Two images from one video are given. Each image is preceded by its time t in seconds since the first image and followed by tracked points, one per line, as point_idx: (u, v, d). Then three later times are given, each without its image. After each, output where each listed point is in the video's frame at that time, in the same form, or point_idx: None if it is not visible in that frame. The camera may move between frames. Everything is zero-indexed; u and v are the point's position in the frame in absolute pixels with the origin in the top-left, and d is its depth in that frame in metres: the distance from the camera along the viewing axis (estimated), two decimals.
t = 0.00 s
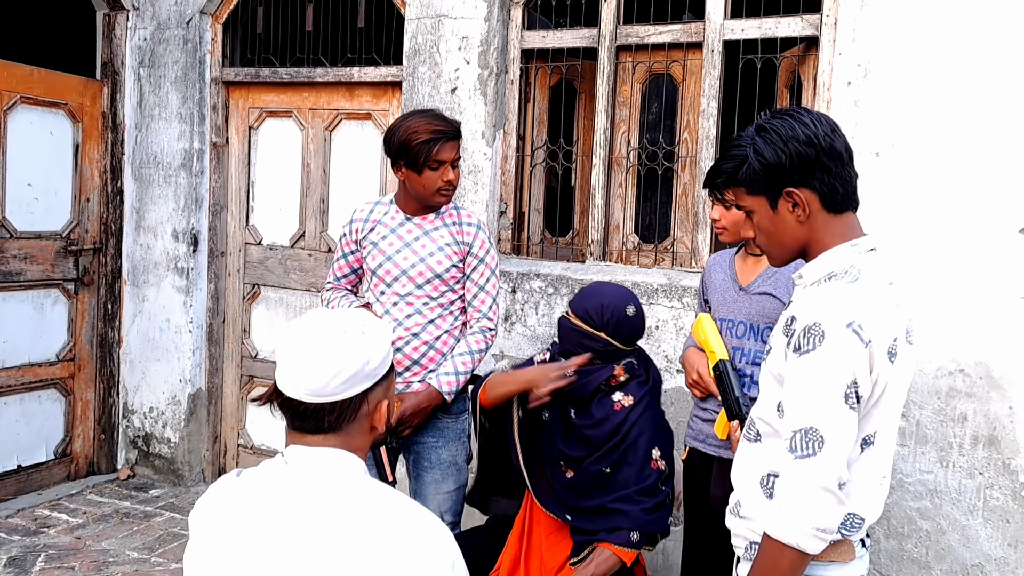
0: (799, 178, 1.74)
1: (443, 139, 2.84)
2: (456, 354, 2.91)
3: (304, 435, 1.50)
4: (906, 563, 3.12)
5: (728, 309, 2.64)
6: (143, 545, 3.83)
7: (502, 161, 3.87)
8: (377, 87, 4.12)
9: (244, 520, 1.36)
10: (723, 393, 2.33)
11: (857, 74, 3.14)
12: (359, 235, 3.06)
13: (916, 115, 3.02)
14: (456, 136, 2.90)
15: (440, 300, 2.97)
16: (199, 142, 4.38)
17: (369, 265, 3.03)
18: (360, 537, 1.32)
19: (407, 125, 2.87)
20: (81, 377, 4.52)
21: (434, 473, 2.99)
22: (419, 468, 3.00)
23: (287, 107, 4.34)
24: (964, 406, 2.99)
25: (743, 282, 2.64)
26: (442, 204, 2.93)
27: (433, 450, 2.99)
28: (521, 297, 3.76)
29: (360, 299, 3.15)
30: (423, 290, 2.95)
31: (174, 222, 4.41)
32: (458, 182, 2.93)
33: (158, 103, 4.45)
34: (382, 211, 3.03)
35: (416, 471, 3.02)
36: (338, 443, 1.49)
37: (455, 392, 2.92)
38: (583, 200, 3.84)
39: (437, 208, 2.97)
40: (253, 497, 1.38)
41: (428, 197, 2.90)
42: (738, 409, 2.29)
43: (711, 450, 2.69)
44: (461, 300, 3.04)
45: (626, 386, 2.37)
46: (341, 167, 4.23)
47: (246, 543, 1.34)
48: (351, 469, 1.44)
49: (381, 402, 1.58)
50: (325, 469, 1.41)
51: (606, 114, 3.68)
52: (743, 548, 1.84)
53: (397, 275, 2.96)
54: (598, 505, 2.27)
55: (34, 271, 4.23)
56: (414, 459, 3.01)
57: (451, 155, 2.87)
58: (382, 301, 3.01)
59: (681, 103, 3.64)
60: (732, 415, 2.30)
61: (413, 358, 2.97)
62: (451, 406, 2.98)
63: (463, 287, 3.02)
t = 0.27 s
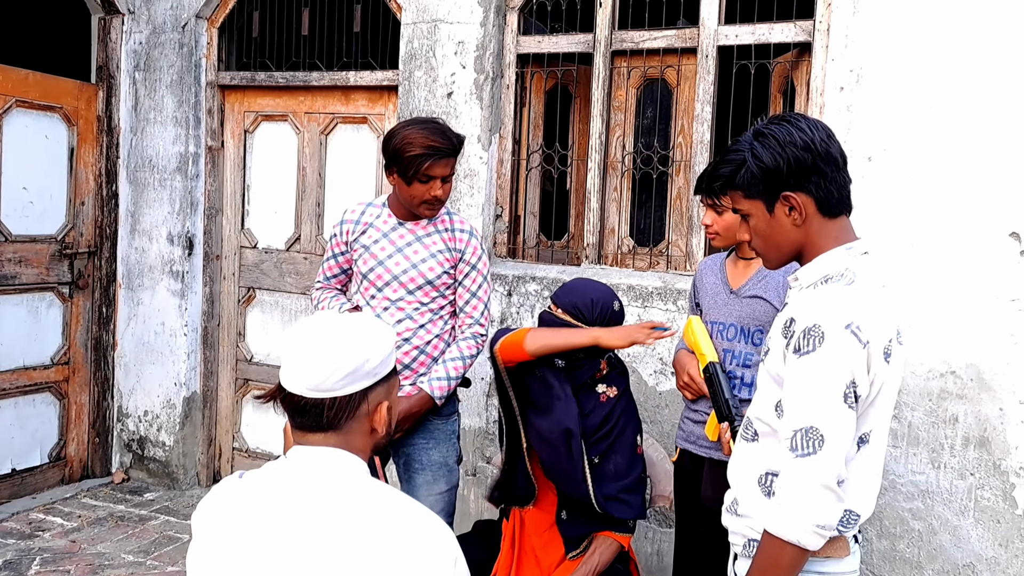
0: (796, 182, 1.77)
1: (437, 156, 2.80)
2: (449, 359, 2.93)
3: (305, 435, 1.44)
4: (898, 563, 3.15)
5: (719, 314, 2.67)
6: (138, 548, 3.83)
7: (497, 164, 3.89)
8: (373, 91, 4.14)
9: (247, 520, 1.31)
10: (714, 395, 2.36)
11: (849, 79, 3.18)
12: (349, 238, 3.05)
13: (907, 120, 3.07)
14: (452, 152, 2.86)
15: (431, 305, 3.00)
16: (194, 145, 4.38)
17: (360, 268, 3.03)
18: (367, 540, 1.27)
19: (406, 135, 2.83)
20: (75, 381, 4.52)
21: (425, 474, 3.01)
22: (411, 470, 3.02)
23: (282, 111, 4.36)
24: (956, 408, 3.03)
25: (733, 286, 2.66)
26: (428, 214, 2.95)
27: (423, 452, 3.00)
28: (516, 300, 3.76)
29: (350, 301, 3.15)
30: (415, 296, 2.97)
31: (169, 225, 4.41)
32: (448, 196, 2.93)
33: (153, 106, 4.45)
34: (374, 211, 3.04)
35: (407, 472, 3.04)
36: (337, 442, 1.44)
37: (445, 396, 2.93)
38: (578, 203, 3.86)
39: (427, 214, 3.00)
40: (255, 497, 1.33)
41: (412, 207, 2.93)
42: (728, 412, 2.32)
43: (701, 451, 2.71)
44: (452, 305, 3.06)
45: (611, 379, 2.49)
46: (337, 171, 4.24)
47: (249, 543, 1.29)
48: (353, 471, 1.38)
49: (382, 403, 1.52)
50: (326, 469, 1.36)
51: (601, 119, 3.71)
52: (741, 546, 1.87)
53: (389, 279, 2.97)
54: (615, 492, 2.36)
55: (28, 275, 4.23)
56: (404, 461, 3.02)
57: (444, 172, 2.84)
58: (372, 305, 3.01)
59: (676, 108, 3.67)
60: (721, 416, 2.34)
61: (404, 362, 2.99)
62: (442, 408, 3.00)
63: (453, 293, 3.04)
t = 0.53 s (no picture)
0: (796, 185, 1.79)
1: (410, 161, 2.80)
2: (424, 359, 2.94)
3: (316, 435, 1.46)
4: (897, 563, 3.17)
5: (717, 316, 2.69)
6: (141, 550, 3.84)
7: (498, 167, 3.91)
8: (374, 95, 4.16)
9: (251, 522, 1.33)
10: (712, 396, 2.40)
11: (848, 83, 3.20)
12: (319, 242, 3.04)
13: (905, 124, 3.09)
14: (424, 157, 2.86)
15: (404, 308, 3.01)
16: (196, 149, 4.40)
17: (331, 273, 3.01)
18: (374, 542, 1.29)
19: (378, 138, 2.82)
20: (77, 383, 4.54)
21: (407, 476, 2.98)
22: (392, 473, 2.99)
23: (284, 114, 4.38)
24: (954, 409, 3.05)
25: (732, 288, 2.69)
26: (399, 217, 2.95)
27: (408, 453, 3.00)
28: (517, 301, 3.75)
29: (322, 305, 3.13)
30: (388, 299, 2.98)
31: (171, 228, 4.43)
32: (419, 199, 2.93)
33: (155, 110, 4.48)
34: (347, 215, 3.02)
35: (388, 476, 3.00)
36: (346, 442, 1.46)
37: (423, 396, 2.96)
38: (578, 206, 3.88)
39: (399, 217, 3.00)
40: (260, 499, 1.35)
41: (384, 211, 2.92)
42: (727, 413, 2.36)
43: (700, 451, 2.73)
44: (423, 307, 3.07)
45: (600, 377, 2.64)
46: (338, 174, 4.27)
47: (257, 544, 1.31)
48: (360, 471, 1.40)
49: (391, 403, 1.54)
50: (333, 469, 1.38)
51: (601, 122, 3.73)
52: (741, 543, 1.89)
53: (362, 284, 2.96)
54: (608, 490, 2.48)
55: (31, 277, 4.25)
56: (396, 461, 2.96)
57: (416, 176, 2.85)
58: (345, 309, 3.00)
59: (675, 111, 3.69)
60: (720, 418, 2.38)
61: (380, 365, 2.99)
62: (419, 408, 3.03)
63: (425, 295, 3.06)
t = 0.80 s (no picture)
0: (793, 189, 1.84)
1: (384, 159, 2.82)
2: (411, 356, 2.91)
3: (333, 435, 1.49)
4: (893, 563, 3.21)
5: (713, 318, 2.74)
6: (146, 551, 3.88)
7: (498, 173, 3.95)
8: (376, 101, 4.22)
9: (268, 519, 1.36)
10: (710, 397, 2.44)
11: (844, 90, 3.25)
12: (300, 245, 3.00)
13: (899, 130, 3.14)
14: (399, 156, 2.88)
15: (389, 307, 3.00)
16: (200, 154, 4.45)
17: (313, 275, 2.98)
18: (386, 536, 1.34)
19: (352, 137, 2.85)
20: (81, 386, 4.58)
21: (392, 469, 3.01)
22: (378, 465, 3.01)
23: (287, 120, 4.43)
24: (948, 411, 3.09)
25: (728, 291, 2.73)
26: (376, 218, 2.95)
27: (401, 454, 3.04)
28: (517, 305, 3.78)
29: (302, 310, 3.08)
30: (373, 298, 2.96)
31: (175, 232, 4.48)
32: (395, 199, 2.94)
33: (159, 115, 4.53)
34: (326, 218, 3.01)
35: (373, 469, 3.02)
36: (364, 443, 1.50)
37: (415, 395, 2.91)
38: (577, 211, 3.94)
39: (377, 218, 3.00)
40: (278, 497, 1.38)
41: (359, 211, 2.92)
42: (724, 414, 2.41)
43: (697, 452, 2.77)
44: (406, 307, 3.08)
45: (586, 380, 2.70)
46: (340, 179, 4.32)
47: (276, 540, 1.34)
48: (371, 470, 1.45)
49: (405, 404, 1.60)
50: (345, 468, 1.42)
51: (600, 128, 3.79)
52: (740, 539, 1.93)
53: (345, 284, 2.94)
54: (600, 493, 2.60)
55: (36, 281, 4.29)
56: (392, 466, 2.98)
57: (390, 175, 2.86)
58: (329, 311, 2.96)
59: (673, 117, 3.74)
60: (716, 417, 2.43)
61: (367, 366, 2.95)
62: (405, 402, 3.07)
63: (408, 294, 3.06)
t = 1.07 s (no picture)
0: (785, 193, 1.89)
1: (385, 165, 2.83)
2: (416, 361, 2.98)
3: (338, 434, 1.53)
4: (886, 563, 3.26)
5: (707, 320, 2.79)
6: (148, 552, 3.93)
7: (496, 178, 4.00)
8: (375, 108, 4.27)
9: (275, 516, 1.40)
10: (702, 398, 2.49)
11: (837, 96, 3.30)
12: (297, 254, 3.02)
13: (891, 136, 3.19)
14: (400, 162, 2.89)
15: (389, 312, 3.04)
16: (201, 160, 4.50)
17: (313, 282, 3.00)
18: (387, 531, 1.39)
19: (353, 142, 2.85)
20: (84, 390, 4.62)
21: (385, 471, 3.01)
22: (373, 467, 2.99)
23: (287, 126, 4.48)
24: (940, 413, 3.14)
25: (721, 293, 2.78)
26: (374, 223, 2.97)
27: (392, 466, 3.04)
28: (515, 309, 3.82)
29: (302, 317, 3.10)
30: (373, 304, 3.00)
31: (176, 237, 4.53)
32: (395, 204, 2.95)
33: (161, 121, 4.57)
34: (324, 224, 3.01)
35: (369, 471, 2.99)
36: (368, 443, 1.54)
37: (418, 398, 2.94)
38: (575, 216, 3.99)
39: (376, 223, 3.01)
40: (285, 496, 1.42)
41: (358, 215, 2.93)
42: (715, 414, 2.45)
43: (693, 453, 2.82)
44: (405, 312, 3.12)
45: (574, 385, 2.75)
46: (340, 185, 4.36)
47: (282, 537, 1.38)
48: (374, 468, 1.49)
49: (407, 406, 1.65)
50: (349, 466, 1.47)
51: (597, 134, 3.84)
52: (735, 537, 1.98)
53: (346, 290, 2.97)
54: (592, 496, 2.64)
55: (39, 286, 4.34)
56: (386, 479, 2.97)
57: (391, 180, 2.87)
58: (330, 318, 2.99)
59: (669, 124, 3.79)
60: (708, 418, 2.47)
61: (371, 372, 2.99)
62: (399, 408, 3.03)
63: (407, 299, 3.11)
